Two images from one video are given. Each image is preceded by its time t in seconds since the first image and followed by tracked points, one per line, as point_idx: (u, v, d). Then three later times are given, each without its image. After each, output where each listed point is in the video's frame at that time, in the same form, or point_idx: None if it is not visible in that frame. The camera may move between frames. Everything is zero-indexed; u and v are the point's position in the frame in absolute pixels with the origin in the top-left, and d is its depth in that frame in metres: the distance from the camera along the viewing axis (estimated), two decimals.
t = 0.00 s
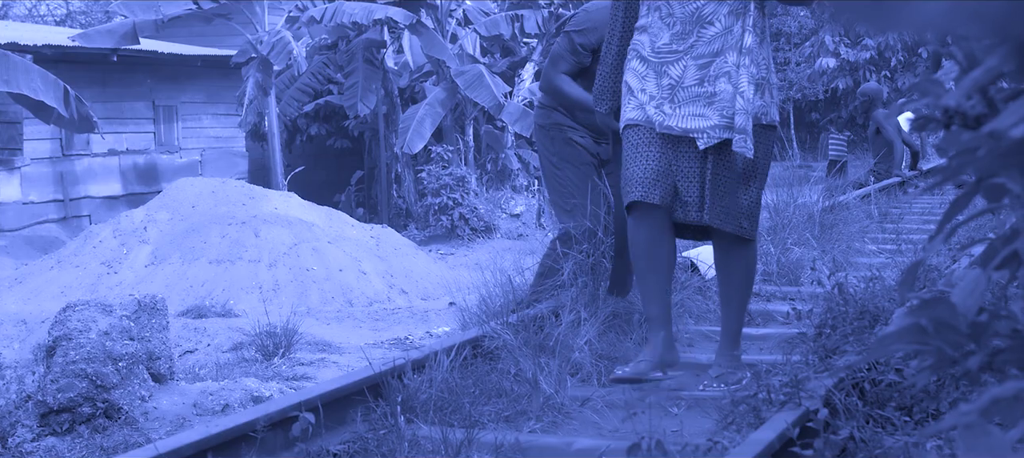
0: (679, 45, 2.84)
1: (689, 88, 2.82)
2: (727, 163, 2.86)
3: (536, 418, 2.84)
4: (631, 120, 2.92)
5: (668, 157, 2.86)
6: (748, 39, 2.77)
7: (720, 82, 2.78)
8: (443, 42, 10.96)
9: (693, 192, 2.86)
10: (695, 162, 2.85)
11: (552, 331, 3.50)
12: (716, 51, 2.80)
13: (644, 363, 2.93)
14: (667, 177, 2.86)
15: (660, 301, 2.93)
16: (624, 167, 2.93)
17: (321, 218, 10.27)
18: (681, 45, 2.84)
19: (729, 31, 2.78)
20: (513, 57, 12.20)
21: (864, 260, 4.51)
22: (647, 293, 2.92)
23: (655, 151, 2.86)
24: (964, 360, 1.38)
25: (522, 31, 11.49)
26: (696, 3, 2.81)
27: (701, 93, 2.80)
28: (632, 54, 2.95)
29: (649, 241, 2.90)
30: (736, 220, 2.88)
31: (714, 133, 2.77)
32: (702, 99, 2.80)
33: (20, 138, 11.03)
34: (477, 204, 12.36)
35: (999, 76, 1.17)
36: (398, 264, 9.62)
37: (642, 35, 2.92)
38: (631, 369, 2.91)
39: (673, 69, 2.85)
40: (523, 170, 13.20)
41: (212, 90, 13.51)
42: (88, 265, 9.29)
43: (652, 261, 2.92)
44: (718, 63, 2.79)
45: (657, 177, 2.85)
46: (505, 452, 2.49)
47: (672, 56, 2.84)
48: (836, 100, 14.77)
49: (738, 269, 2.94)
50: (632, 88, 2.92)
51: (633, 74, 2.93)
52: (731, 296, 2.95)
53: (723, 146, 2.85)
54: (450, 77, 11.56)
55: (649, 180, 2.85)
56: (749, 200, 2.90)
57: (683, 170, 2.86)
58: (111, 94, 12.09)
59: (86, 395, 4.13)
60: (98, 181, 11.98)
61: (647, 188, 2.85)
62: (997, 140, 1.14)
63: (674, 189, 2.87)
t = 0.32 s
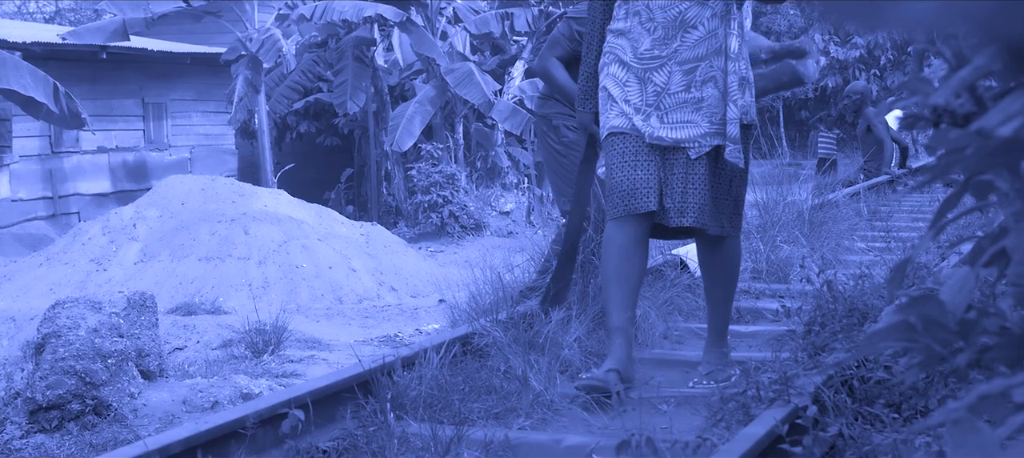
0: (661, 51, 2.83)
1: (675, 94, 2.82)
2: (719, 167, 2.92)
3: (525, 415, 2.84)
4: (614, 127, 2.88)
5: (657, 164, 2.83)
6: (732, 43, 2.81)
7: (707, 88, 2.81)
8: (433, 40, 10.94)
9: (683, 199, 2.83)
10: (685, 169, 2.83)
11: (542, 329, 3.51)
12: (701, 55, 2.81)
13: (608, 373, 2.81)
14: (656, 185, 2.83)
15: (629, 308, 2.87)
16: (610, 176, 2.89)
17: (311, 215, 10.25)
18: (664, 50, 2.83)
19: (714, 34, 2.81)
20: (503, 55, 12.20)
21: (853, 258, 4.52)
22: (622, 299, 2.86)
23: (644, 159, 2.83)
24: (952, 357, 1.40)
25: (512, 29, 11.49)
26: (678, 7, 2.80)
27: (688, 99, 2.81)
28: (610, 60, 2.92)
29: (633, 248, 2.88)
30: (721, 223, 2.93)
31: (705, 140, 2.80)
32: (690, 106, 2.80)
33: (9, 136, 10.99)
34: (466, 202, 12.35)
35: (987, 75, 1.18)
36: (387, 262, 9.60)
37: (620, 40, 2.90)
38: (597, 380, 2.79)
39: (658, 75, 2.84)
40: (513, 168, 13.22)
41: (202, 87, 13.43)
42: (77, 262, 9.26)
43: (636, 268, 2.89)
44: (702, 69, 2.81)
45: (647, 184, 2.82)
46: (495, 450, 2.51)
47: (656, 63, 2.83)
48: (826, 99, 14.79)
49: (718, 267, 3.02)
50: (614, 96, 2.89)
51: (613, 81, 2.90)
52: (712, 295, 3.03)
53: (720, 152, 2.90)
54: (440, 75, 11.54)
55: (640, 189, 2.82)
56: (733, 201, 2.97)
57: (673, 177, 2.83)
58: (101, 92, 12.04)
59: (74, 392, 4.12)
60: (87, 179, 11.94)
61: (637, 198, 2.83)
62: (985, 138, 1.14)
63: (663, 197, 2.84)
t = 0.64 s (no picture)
0: (636, 46, 2.80)
1: (651, 89, 2.80)
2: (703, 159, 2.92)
3: (521, 415, 2.84)
4: (590, 128, 2.85)
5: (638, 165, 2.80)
6: (711, 39, 2.87)
7: (682, 83, 2.81)
8: (428, 40, 10.94)
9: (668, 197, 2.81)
10: (667, 166, 2.81)
11: (538, 330, 3.53)
12: (676, 49, 2.80)
13: (605, 389, 2.78)
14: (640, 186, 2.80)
15: (620, 316, 2.85)
16: (592, 184, 2.87)
17: (306, 215, 10.24)
18: (640, 44, 2.80)
19: (688, 29, 2.81)
20: (498, 56, 12.20)
21: (848, 260, 4.54)
22: (615, 307, 2.83)
23: (625, 162, 2.80)
24: (949, 360, 1.40)
25: (507, 30, 11.49)
26: (654, 1, 2.78)
27: (663, 95, 2.79)
28: (583, 56, 2.88)
29: (622, 253, 2.85)
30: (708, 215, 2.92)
31: (682, 136, 2.78)
32: (665, 101, 2.79)
33: (4, 135, 10.98)
34: (462, 202, 12.35)
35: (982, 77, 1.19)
36: (383, 262, 9.61)
37: (595, 35, 2.86)
38: (595, 400, 2.74)
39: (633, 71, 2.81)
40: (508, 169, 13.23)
41: (197, 87, 13.42)
42: (73, 262, 9.25)
43: (627, 274, 2.86)
44: (677, 64, 2.80)
45: (630, 187, 2.79)
46: (491, 450, 2.51)
47: (631, 58, 2.80)
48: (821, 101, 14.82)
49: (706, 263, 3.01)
50: (588, 96, 2.85)
51: (586, 80, 2.86)
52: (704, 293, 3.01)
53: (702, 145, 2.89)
54: (435, 75, 11.54)
55: (625, 193, 2.79)
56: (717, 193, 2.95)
57: (656, 177, 2.80)
58: (96, 91, 12.01)
59: (71, 392, 4.11)
60: (82, 178, 11.93)
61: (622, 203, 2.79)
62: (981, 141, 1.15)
63: (649, 198, 2.81)
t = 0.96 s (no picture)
0: (624, 28, 2.79)
1: (639, 72, 2.78)
2: (691, 145, 2.83)
3: (522, 415, 2.84)
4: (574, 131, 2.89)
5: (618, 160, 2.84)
6: (697, 20, 2.82)
7: (669, 63, 2.77)
8: (429, 39, 10.94)
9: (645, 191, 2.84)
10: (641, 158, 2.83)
11: (539, 329, 3.54)
12: (662, 30, 2.77)
13: (607, 386, 2.80)
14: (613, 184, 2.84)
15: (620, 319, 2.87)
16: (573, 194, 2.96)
17: (307, 214, 10.24)
18: (626, 27, 2.79)
19: (674, 10, 2.78)
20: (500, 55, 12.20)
21: (850, 259, 4.55)
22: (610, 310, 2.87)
23: (600, 163, 2.86)
24: (950, 360, 1.41)
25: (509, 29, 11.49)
26: None
27: (652, 77, 2.77)
28: (573, 52, 2.89)
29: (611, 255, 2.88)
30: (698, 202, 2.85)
31: (671, 117, 2.74)
32: (654, 83, 2.76)
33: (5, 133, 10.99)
34: (463, 201, 12.36)
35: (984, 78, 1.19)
36: (384, 261, 9.61)
37: (582, 25, 2.86)
38: (598, 396, 2.76)
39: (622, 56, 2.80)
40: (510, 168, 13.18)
41: (198, 86, 13.41)
42: (74, 261, 9.24)
43: (622, 274, 2.89)
44: (663, 44, 2.77)
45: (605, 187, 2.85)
46: (492, 450, 2.50)
47: (619, 42, 2.79)
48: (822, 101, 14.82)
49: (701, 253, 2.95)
50: (580, 88, 2.87)
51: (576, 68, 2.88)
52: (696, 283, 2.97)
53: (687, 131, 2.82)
54: (437, 74, 11.54)
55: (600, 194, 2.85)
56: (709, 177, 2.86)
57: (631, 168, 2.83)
58: (97, 90, 12.03)
59: (71, 391, 4.11)
60: (83, 177, 11.95)
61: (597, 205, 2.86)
62: (985, 140, 1.14)
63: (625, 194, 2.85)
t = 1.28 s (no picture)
0: (619, 22, 2.79)
1: (629, 63, 2.78)
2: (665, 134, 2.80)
3: (516, 412, 2.84)
4: (561, 132, 2.94)
5: (590, 157, 2.87)
6: (689, 13, 2.79)
7: (661, 55, 2.75)
8: (423, 37, 10.93)
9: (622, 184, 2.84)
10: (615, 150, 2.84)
11: (533, 326, 3.54)
12: (655, 22, 2.76)
13: (599, 379, 2.81)
14: (591, 180, 2.87)
15: (615, 316, 2.87)
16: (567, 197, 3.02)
17: (301, 212, 10.22)
18: (621, 21, 2.79)
19: (669, 2, 2.77)
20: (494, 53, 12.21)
21: (843, 257, 4.56)
22: (603, 308, 2.86)
23: (576, 162, 2.89)
24: (945, 357, 1.41)
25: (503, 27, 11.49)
26: None
27: (641, 67, 2.76)
28: (563, 47, 2.90)
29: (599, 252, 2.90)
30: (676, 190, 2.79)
31: (657, 109, 2.73)
32: (643, 74, 2.75)
33: None
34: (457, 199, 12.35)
35: (978, 76, 1.19)
36: (378, 259, 9.60)
37: (567, 20, 2.87)
38: (588, 388, 2.78)
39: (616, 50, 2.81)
40: (504, 166, 13.13)
41: (191, 84, 13.28)
42: (67, 258, 9.22)
43: (603, 272, 2.89)
44: (653, 36, 2.76)
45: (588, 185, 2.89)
46: (487, 447, 2.50)
47: (613, 36, 2.79)
48: (816, 99, 14.83)
49: (682, 242, 2.86)
50: (570, 84, 2.88)
51: (568, 66, 2.89)
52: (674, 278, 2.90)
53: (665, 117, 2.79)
54: (430, 72, 11.52)
55: (582, 193, 2.89)
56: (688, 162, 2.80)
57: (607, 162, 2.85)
58: (90, 88, 12.01)
59: (65, 388, 4.11)
60: (76, 175, 11.92)
61: (580, 203, 2.90)
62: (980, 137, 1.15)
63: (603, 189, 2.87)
